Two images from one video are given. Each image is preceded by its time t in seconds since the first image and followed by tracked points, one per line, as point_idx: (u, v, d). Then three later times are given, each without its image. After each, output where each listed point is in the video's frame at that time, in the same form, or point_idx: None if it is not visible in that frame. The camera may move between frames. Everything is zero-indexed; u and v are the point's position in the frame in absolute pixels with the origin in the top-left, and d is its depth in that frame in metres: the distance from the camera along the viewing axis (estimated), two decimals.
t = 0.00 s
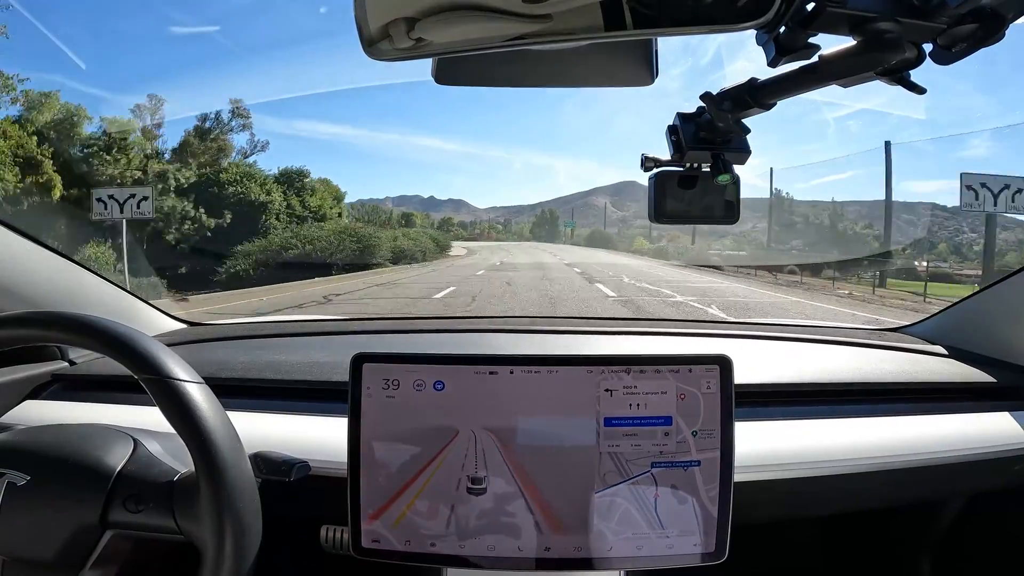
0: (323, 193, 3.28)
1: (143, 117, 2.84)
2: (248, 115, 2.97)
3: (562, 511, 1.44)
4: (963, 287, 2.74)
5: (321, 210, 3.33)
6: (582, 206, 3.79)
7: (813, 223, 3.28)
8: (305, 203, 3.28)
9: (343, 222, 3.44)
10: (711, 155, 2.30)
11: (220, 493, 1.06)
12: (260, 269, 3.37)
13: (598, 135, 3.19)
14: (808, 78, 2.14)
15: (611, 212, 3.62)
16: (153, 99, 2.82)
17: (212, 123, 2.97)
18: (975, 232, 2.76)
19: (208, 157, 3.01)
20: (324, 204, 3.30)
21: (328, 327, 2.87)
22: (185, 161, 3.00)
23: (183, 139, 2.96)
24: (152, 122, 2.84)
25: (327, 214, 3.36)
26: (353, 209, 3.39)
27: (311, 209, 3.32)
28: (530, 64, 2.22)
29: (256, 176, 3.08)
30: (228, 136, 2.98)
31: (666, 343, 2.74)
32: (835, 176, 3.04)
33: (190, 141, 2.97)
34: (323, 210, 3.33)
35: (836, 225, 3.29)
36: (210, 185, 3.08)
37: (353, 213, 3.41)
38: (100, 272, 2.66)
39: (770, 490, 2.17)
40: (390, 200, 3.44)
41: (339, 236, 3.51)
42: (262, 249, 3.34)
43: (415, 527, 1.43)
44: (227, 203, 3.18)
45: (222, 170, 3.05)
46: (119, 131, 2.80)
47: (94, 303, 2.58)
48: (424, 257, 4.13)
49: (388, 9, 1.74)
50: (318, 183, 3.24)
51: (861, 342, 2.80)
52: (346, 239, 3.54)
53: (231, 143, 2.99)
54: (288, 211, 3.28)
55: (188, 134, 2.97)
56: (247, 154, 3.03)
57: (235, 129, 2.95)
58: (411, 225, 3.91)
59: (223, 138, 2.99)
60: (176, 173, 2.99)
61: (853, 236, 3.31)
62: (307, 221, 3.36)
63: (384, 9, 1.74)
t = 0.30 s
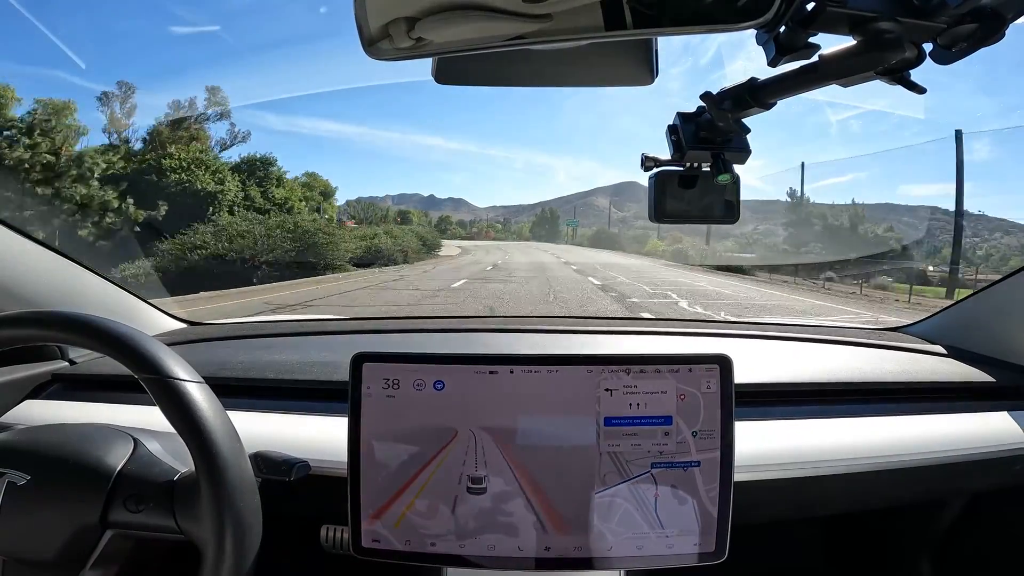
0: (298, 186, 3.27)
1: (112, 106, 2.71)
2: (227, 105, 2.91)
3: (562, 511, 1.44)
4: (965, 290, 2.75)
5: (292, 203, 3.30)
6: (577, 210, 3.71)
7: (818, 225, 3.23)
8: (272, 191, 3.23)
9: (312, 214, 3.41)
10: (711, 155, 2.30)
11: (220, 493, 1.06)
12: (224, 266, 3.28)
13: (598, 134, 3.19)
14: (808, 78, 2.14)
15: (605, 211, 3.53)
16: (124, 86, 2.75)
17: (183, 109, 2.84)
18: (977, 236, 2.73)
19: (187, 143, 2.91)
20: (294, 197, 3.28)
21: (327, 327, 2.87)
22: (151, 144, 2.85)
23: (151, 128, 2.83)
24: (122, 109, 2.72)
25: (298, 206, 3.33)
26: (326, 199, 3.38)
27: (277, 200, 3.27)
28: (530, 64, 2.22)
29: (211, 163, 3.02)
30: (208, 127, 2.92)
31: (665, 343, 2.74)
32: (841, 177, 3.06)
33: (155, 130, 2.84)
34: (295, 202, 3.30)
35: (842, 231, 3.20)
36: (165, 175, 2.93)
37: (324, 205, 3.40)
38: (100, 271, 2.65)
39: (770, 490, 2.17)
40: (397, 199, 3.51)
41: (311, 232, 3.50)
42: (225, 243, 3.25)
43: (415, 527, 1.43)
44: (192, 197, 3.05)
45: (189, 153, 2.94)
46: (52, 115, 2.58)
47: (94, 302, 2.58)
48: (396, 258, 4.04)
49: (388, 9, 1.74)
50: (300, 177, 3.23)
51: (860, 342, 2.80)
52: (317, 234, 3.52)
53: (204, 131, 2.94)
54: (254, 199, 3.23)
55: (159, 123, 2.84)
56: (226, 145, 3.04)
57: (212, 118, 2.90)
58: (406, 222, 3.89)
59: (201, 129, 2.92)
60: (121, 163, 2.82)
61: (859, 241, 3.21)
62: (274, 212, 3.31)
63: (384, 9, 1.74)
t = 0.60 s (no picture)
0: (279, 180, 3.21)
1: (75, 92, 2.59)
2: (201, 93, 2.82)
3: (562, 510, 1.44)
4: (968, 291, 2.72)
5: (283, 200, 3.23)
6: (579, 208, 3.87)
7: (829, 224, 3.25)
8: (229, 180, 3.12)
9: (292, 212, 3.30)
10: (711, 155, 2.30)
11: (221, 493, 1.06)
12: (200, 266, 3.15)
13: (598, 134, 3.18)
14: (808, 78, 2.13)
15: (606, 209, 3.66)
16: (89, 74, 2.62)
17: (154, 97, 2.73)
18: (981, 239, 2.74)
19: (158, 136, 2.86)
20: (251, 185, 3.17)
21: (327, 327, 2.87)
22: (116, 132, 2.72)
23: (114, 116, 2.71)
24: (88, 98, 2.62)
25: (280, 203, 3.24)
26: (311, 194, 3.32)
27: (246, 194, 3.19)
28: (530, 64, 2.22)
29: (145, 147, 2.85)
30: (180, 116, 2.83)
31: (665, 343, 2.74)
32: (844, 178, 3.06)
33: (118, 119, 2.72)
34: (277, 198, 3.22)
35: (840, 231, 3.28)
36: (108, 165, 2.70)
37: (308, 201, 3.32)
38: (99, 271, 2.64)
39: (770, 490, 2.17)
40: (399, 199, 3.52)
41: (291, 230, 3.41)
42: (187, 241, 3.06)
43: (414, 527, 1.43)
44: (135, 186, 2.83)
45: (156, 146, 2.87)
46: None
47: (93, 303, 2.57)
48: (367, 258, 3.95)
49: (388, 9, 1.74)
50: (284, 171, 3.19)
51: (860, 342, 2.80)
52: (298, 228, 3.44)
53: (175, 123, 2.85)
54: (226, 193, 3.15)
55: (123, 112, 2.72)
56: (205, 138, 2.96)
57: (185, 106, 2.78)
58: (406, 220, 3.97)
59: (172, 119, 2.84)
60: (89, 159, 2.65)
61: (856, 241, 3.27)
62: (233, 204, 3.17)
63: (384, 9, 1.74)
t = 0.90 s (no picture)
0: (264, 176, 3.17)
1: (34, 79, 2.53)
2: (171, 81, 2.78)
3: (563, 511, 1.44)
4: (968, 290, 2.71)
5: (272, 196, 3.18)
6: (580, 209, 3.87)
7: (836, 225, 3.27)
8: (161, 168, 2.85)
9: (280, 208, 3.23)
10: (711, 154, 2.30)
11: (221, 492, 1.06)
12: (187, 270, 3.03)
13: (598, 133, 3.18)
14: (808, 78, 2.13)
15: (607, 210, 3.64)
16: (52, 61, 2.56)
17: (120, 85, 2.67)
18: (983, 243, 2.72)
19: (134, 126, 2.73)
20: (188, 173, 2.92)
21: (327, 327, 2.87)
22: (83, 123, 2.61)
23: (75, 106, 2.60)
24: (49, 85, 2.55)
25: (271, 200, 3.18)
26: (298, 192, 3.31)
27: (182, 183, 2.92)
28: (530, 63, 2.22)
29: (44, 126, 2.50)
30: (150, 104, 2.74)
31: (665, 343, 2.74)
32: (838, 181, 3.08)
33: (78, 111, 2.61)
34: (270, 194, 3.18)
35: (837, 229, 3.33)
36: None
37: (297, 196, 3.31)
38: (99, 270, 2.64)
39: (770, 490, 2.17)
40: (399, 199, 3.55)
41: (251, 228, 3.24)
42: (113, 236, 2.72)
43: (414, 527, 1.43)
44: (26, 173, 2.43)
45: (63, 128, 2.55)
46: None
47: (91, 302, 2.56)
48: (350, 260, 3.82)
49: (388, 9, 1.74)
50: (268, 166, 3.18)
51: (860, 342, 2.80)
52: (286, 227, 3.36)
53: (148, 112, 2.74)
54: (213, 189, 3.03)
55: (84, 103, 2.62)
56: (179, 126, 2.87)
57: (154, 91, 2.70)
58: (401, 221, 3.95)
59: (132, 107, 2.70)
60: (25, 145, 2.43)
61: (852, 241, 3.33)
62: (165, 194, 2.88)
63: (384, 8, 1.74)
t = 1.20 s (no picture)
0: (245, 170, 3.17)
1: None
2: (136, 68, 2.69)
3: (563, 511, 1.44)
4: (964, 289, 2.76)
5: (250, 190, 3.16)
6: (583, 207, 3.82)
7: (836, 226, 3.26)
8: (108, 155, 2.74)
9: (265, 200, 3.24)
10: (711, 154, 2.30)
11: (221, 493, 1.06)
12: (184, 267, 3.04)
13: (598, 133, 3.18)
14: (807, 78, 2.13)
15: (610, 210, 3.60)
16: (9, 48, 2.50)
17: (80, 73, 2.58)
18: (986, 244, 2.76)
19: (93, 114, 2.64)
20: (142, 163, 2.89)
21: (327, 327, 2.87)
22: (44, 114, 2.52)
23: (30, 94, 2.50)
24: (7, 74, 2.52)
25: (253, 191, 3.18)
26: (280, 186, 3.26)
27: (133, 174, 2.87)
28: (530, 64, 2.22)
29: None
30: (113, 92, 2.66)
31: (666, 343, 2.74)
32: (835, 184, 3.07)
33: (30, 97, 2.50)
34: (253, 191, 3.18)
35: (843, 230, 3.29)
36: None
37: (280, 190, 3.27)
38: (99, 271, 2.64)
39: (770, 491, 2.17)
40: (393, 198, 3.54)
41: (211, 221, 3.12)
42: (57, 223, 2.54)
43: (414, 527, 1.43)
44: None
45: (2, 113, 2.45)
46: None
47: (92, 303, 2.56)
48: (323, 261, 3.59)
49: (388, 8, 1.74)
50: (250, 162, 3.18)
51: (860, 342, 2.80)
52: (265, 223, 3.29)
53: (116, 102, 2.68)
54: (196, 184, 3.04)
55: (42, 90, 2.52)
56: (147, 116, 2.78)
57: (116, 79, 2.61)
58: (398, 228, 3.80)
59: (85, 95, 2.61)
60: None
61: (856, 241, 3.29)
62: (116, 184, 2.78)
63: (384, 9, 1.74)
